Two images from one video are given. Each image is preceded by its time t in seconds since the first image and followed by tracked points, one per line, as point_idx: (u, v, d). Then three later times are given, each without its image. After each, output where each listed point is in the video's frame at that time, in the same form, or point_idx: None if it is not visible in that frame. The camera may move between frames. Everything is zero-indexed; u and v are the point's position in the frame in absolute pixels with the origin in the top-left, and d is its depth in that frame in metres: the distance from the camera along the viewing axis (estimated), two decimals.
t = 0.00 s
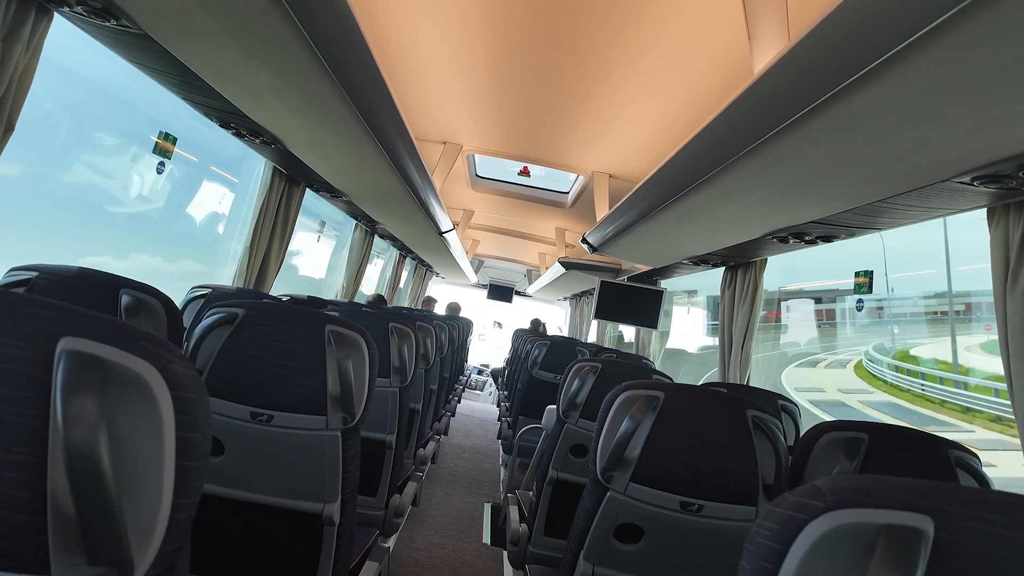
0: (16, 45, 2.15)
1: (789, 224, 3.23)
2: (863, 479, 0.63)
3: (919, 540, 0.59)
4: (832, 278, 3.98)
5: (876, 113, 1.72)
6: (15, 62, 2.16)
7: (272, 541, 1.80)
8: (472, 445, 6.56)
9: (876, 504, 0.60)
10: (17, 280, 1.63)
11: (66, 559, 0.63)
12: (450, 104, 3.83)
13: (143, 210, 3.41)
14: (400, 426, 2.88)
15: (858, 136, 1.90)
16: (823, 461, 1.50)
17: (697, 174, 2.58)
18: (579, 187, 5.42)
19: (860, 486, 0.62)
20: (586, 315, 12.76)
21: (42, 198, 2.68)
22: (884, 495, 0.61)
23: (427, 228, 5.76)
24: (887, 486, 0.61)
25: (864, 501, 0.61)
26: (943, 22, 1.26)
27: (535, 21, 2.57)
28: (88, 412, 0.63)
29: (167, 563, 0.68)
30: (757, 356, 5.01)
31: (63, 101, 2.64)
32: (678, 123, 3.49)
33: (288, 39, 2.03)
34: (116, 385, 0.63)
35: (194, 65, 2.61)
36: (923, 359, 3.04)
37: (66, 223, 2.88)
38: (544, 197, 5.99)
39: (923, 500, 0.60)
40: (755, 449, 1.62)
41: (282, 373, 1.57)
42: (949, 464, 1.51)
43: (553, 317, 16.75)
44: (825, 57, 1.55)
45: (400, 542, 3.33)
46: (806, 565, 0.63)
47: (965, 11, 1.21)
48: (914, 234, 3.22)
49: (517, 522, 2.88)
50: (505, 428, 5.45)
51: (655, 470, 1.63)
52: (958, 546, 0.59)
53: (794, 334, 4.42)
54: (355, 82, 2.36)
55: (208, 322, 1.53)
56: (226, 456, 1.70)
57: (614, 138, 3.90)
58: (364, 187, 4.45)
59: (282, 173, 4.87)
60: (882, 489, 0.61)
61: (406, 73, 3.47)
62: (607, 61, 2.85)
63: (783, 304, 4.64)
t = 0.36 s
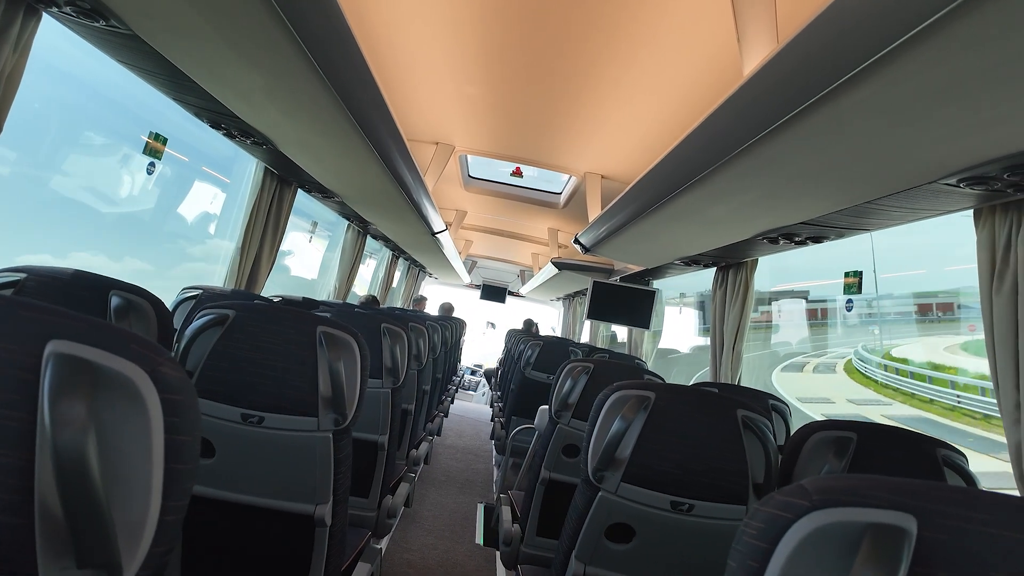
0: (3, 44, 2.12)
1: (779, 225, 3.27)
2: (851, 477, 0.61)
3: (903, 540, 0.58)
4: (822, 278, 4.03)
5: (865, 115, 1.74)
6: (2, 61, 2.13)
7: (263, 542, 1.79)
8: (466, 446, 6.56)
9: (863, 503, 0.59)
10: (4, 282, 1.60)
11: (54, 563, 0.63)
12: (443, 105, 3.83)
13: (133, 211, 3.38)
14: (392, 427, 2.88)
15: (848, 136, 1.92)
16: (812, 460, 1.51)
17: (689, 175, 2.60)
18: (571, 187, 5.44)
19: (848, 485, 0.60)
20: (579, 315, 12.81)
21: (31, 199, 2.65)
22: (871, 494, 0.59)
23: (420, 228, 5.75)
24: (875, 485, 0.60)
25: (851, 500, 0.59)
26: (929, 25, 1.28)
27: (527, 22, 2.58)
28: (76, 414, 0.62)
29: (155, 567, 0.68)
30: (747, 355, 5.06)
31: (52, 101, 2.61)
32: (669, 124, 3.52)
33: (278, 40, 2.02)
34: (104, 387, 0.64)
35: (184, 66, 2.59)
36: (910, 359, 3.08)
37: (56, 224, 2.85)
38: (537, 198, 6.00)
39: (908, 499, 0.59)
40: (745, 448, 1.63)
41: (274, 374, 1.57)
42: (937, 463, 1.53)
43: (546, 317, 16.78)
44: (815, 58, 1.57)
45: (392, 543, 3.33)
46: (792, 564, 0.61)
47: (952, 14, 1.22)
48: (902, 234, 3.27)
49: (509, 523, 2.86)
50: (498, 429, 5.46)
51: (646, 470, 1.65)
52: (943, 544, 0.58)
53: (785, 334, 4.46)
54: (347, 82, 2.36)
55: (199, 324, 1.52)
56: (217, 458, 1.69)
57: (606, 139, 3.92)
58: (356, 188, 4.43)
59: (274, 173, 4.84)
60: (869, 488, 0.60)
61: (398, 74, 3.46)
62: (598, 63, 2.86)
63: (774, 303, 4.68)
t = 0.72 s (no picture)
0: None
1: (773, 224, 3.28)
2: (844, 477, 0.61)
3: (899, 539, 0.58)
4: (816, 278, 4.05)
5: (859, 113, 1.75)
6: None
7: (255, 544, 1.78)
8: (461, 446, 6.55)
9: (858, 502, 0.59)
10: None
11: (38, 567, 0.61)
12: (437, 104, 3.81)
13: (125, 211, 3.34)
14: (386, 427, 2.87)
15: (842, 135, 1.93)
16: (806, 458, 1.52)
17: (683, 174, 2.60)
18: (566, 187, 5.44)
19: (842, 485, 0.60)
20: (574, 315, 12.83)
21: (20, 198, 2.61)
22: (864, 493, 0.59)
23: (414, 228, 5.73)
24: (868, 485, 0.59)
25: (846, 499, 0.59)
26: (922, 24, 1.28)
27: (522, 21, 2.58)
28: (60, 416, 0.61)
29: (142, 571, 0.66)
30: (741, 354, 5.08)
31: (41, 99, 2.57)
32: (663, 123, 3.52)
33: (269, 39, 2.00)
34: (90, 388, 0.62)
35: (175, 64, 2.57)
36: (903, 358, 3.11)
37: (46, 224, 2.81)
38: (532, 197, 6.00)
39: (904, 499, 0.58)
40: (739, 448, 1.63)
41: (266, 374, 1.55)
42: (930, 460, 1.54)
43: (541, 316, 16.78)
44: (809, 56, 1.57)
45: (387, 543, 3.32)
46: (787, 564, 0.61)
47: (944, 12, 1.23)
48: (895, 234, 3.29)
49: (504, 522, 2.88)
50: (493, 428, 5.43)
51: (641, 469, 1.64)
52: (938, 544, 0.57)
53: (779, 333, 4.48)
54: (340, 80, 2.34)
55: (190, 324, 1.50)
56: (208, 459, 1.67)
57: (600, 139, 3.92)
58: (349, 188, 4.40)
59: (266, 173, 4.81)
60: (863, 487, 0.59)
61: (392, 74, 3.45)
62: (593, 62, 2.86)
63: (768, 303, 4.70)
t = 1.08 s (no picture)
0: None
1: (762, 226, 3.29)
2: (825, 486, 0.61)
3: (881, 549, 0.58)
4: (805, 279, 4.08)
5: (845, 115, 1.76)
6: None
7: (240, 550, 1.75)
8: (452, 447, 6.53)
9: (840, 512, 0.58)
10: None
11: None
12: (426, 105, 3.79)
13: (111, 213, 3.29)
14: (375, 430, 2.84)
15: (828, 137, 1.94)
16: (793, 461, 1.52)
17: (672, 175, 2.61)
18: (556, 188, 5.44)
19: (823, 494, 0.60)
20: (566, 315, 12.84)
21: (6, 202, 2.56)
22: (845, 503, 0.59)
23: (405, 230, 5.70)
24: (850, 494, 0.59)
25: (828, 510, 0.58)
26: (906, 28, 1.29)
27: (510, 22, 2.57)
28: (27, 429, 0.59)
29: None
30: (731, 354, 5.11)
31: (24, 100, 2.51)
32: (652, 125, 3.53)
33: (252, 39, 1.98)
34: (58, 399, 0.60)
35: (157, 65, 2.53)
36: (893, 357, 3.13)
37: (32, 228, 2.75)
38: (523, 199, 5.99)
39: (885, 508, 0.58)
40: (727, 451, 1.63)
41: (249, 380, 1.53)
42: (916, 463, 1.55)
43: (533, 317, 16.78)
44: (795, 59, 1.58)
45: (376, 547, 3.29)
46: None
47: (927, 17, 1.23)
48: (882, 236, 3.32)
49: (494, 526, 2.83)
50: (484, 429, 5.42)
51: (629, 473, 1.64)
52: (922, 554, 0.57)
53: (769, 333, 4.51)
54: (326, 81, 2.31)
55: (173, 329, 1.47)
56: (191, 465, 1.64)
57: (589, 140, 3.92)
58: (338, 189, 4.36)
59: (254, 174, 4.75)
60: (844, 497, 0.59)
61: (380, 74, 3.42)
62: (581, 64, 2.86)
63: (758, 303, 4.72)
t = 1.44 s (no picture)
0: None
1: (756, 229, 3.31)
2: (828, 497, 0.60)
3: (886, 558, 0.58)
4: (797, 281, 4.12)
5: (841, 120, 1.77)
6: None
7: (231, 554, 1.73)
8: (444, 448, 6.51)
9: (844, 523, 0.58)
10: None
11: None
12: (419, 105, 3.77)
13: (98, 212, 3.22)
14: (367, 432, 2.81)
15: (823, 142, 1.95)
16: (787, 465, 1.54)
17: (667, 178, 2.61)
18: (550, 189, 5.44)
19: (827, 504, 0.59)
20: (558, 316, 12.85)
21: None
22: (849, 513, 0.59)
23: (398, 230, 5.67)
24: (854, 505, 0.59)
25: (832, 520, 0.58)
26: (904, 35, 1.30)
27: (506, 23, 2.56)
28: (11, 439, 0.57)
29: None
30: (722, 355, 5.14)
31: (11, 96, 2.45)
32: (647, 127, 3.54)
33: (247, 39, 1.95)
34: (43, 407, 0.58)
35: (147, 63, 2.48)
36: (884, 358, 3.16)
37: (16, 227, 2.69)
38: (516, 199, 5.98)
39: (889, 519, 0.58)
40: (723, 454, 1.63)
41: (241, 383, 1.50)
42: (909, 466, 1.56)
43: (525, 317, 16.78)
44: (794, 64, 1.59)
45: (368, 549, 3.27)
46: None
47: (926, 24, 1.24)
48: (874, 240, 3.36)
49: (487, 528, 2.83)
50: (476, 430, 5.41)
51: (625, 477, 1.63)
52: (925, 564, 0.57)
53: (760, 333, 4.54)
54: (320, 80, 2.29)
55: (163, 331, 1.45)
56: (180, 470, 1.61)
57: (584, 141, 3.92)
58: (331, 189, 4.32)
59: (245, 173, 4.70)
60: (848, 507, 0.59)
61: (375, 74, 3.40)
62: (578, 65, 2.86)
63: (750, 304, 4.75)
